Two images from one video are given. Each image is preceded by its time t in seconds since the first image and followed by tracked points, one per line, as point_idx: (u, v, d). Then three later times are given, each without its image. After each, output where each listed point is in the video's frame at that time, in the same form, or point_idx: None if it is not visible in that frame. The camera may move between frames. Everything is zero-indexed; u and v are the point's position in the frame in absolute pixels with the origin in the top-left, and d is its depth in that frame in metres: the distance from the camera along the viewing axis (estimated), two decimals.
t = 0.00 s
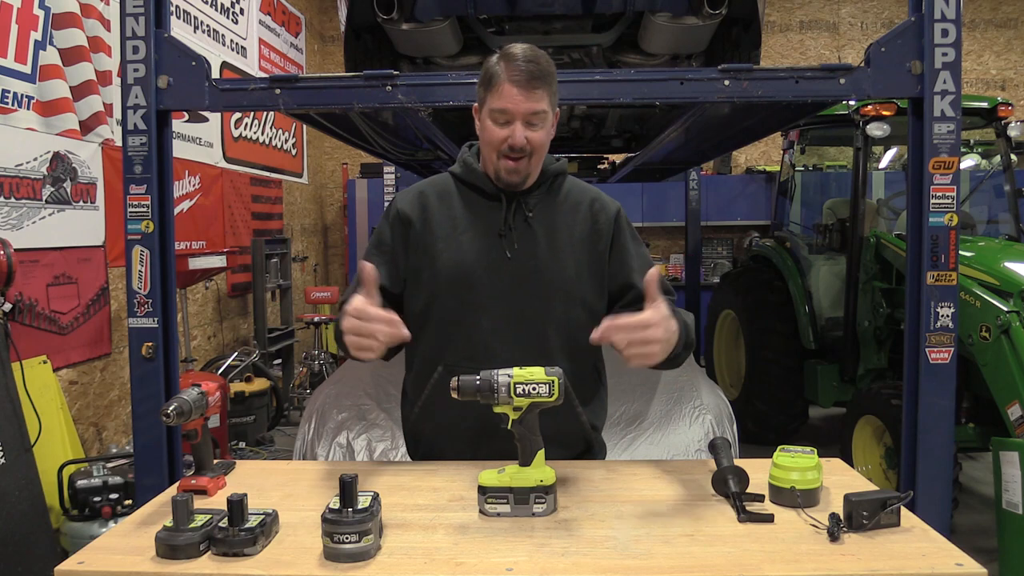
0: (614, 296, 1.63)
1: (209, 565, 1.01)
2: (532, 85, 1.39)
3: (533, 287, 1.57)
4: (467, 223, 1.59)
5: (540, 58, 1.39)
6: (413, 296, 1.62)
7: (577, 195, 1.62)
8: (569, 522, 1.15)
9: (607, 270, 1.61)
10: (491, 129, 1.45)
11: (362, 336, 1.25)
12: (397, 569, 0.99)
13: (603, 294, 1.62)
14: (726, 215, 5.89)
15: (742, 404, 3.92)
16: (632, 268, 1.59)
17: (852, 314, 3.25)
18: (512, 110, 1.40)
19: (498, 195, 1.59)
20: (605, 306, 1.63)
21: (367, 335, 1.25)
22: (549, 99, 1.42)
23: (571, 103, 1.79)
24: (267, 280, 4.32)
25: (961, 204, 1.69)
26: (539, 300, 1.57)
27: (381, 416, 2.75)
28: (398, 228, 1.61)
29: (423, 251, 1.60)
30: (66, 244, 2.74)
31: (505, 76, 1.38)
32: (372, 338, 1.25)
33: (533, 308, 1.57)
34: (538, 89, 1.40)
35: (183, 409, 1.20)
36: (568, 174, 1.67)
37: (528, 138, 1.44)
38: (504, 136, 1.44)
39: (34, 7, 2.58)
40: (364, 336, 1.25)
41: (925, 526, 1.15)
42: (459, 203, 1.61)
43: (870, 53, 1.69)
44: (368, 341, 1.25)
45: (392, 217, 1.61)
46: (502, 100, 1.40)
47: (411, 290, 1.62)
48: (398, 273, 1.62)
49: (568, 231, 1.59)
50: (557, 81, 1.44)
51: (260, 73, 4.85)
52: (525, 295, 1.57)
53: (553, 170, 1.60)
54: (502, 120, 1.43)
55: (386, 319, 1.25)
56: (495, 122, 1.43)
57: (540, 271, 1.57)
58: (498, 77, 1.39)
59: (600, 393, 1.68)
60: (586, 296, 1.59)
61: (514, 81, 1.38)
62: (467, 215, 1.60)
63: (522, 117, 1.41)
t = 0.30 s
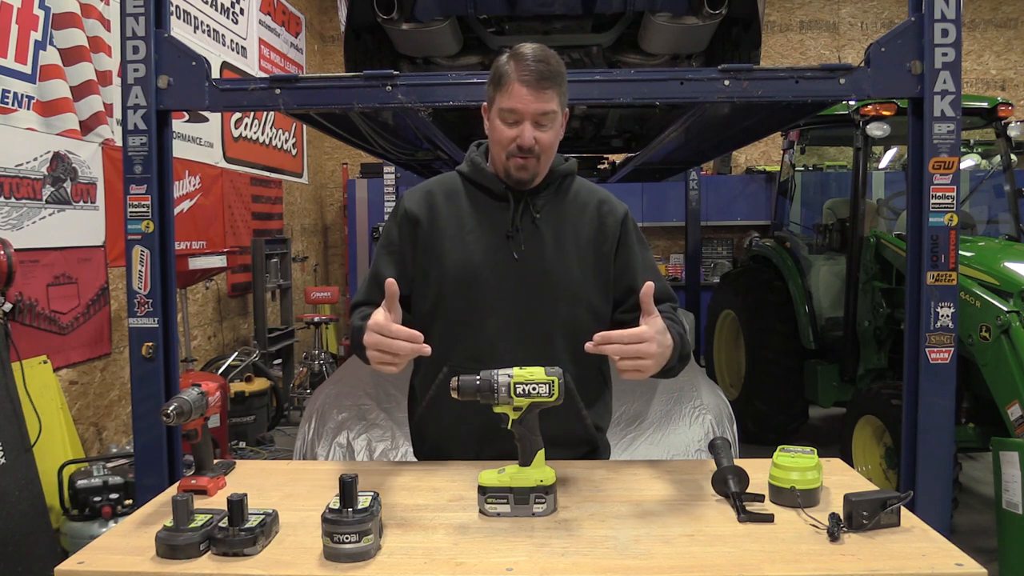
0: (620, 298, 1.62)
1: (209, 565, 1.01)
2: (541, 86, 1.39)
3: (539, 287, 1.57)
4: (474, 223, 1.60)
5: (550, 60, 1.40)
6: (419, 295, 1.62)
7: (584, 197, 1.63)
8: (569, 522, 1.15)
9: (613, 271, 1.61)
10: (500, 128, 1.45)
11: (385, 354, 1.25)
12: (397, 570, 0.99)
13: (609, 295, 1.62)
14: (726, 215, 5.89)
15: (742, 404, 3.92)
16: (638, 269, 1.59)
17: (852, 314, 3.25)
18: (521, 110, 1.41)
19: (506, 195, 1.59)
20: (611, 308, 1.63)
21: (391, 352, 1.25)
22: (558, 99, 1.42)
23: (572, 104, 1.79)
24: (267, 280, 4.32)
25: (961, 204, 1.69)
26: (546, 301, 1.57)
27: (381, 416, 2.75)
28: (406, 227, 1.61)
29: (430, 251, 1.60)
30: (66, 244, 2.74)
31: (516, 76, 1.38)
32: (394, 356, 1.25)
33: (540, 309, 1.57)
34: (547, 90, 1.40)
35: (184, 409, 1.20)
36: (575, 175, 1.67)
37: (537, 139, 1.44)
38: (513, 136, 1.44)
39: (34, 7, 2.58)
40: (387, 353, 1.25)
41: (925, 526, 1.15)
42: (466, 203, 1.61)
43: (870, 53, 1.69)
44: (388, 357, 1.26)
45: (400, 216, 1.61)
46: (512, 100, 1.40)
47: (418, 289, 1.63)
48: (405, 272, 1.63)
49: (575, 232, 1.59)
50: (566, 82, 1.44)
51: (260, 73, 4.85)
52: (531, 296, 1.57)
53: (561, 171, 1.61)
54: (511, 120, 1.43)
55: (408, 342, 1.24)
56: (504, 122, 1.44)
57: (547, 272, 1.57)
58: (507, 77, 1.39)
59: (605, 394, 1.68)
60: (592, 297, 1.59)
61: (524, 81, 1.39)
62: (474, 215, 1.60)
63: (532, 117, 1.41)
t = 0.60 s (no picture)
0: (622, 298, 1.62)
1: (209, 565, 1.01)
2: (544, 79, 1.40)
3: (541, 288, 1.57)
4: (477, 223, 1.59)
5: (552, 55, 1.41)
6: (421, 296, 1.62)
7: (587, 197, 1.62)
8: (569, 523, 1.15)
9: (615, 272, 1.61)
10: (502, 123, 1.45)
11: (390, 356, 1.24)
12: (397, 569, 0.99)
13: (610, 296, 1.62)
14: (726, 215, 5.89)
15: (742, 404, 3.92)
16: (639, 270, 1.59)
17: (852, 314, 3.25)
18: (523, 103, 1.41)
19: (508, 194, 1.59)
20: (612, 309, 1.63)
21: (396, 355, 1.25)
22: (560, 93, 1.43)
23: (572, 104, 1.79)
24: (267, 280, 4.32)
25: (961, 204, 1.69)
26: (548, 302, 1.57)
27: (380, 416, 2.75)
28: (408, 227, 1.61)
29: (432, 251, 1.60)
30: (66, 244, 2.74)
31: (518, 69, 1.39)
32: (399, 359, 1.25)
33: (541, 309, 1.57)
34: (550, 83, 1.41)
35: (184, 409, 1.20)
36: (578, 176, 1.67)
37: (539, 132, 1.44)
38: (515, 130, 1.44)
39: (34, 6, 2.58)
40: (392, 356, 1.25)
41: (925, 526, 1.15)
42: (469, 203, 1.61)
43: (870, 54, 1.69)
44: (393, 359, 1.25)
45: (403, 216, 1.61)
46: (514, 93, 1.41)
47: (420, 289, 1.63)
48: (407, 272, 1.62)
49: (577, 232, 1.59)
50: (569, 77, 1.45)
51: (260, 73, 4.85)
52: (533, 296, 1.57)
53: (564, 172, 1.61)
54: (513, 113, 1.43)
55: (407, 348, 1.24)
56: (507, 116, 1.44)
57: (549, 272, 1.57)
58: (510, 71, 1.40)
59: (606, 394, 1.67)
60: (594, 298, 1.59)
61: (526, 74, 1.39)
62: (477, 215, 1.60)
63: (534, 110, 1.42)
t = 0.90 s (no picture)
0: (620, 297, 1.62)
1: (209, 565, 1.01)
2: (538, 73, 1.41)
3: (540, 287, 1.57)
4: (475, 224, 1.60)
5: (545, 51, 1.42)
6: (419, 297, 1.61)
7: (586, 196, 1.62)
8: (569, 523, 1.15)
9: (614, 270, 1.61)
10: (499, 119, 1.45)
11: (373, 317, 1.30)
12: (397, 569, 0.99)
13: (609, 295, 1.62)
14: (726, 215, 5.89)
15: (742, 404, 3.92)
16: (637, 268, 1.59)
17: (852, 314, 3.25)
18: (519, 97, 1.42)
19: (507, 194, 1.59)
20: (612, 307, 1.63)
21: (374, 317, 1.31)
22: (555, 87, 1.44)
23: (572, 103, 1.79)
24: (267, 280, 4.32)
25: (961, 204, 1.69)
26: (546, 301, 1.57)
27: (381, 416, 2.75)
28: (406, 228, 1.61)
29: (431, 251, 1.60)
30: (66, 244, 2.74)
31: (513, 65, 1.40)
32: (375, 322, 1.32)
33: (540, 309, 1.57)
34: (544, 77, 1.41)
35: (184, 409, 1.20)
36: (576, 176, 1.67)
37: (537, 126, 1.44)
38: (513, 125, 1.44)
39: (34, 7, 2.58)
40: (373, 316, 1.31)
41: (925, 526, 1.15)
42: (467, 203, 1.61)
43: (870, 53, 1.69)
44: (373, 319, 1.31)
45: (400, 217, 1.61)
46: (511, 88, 1.42)
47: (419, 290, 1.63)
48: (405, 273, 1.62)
49: (576, 232, 1.59)
50: (562, 73, 1.46)
51: (260, 73, 4.85)
52: (531, 296, 1.57)
53: (562, 171, 1.61)
54: (510, 108, 1.44)
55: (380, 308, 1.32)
56: (504, 112, 1.44)
57: (548, 272, 1.57)
58: (504, 67, 1.41)
59: (606, 393, 1.67)
60: (593, 296, 1.59)
61: (520, 68, 1.40)
62: (475, 215, 1.60)
63: (531, 104, 1.42)
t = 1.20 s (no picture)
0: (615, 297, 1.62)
1: (208, 565, 1.01)
2: (527, 76, 1.41)
3: (536, 287, 1.57)
4: (470, 225, 1.60)
5: (535, 53, 1.42)
6: (416, 299, 1.61)
7: (580, 197, 1.63)
8: (569, 522, 1.15)
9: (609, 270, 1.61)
10: (489, 122, 1.45)
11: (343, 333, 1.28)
12: (396, 570, 0.99)
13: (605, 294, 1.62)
14: (726, 215, 5.89)
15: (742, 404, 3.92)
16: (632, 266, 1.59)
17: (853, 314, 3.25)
18: (508, 101, 1.41)
19: (501, 195, 1.59)
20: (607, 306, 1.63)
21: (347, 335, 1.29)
22: (545, 89, 1.43)
23: (572, 103, 1.79)
24: (267, 280, 4.32)
25: (961, 204, 1.69)
26: (543, 301, 1.57)
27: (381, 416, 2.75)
28: (401, 230, 1.61)
29: (426, 253, 1.60)
30: (66, 244, 2.74)
31: (502, 69, 1.40)
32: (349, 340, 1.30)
33: (536, 309, 1.57)
34: (533, 80, 1.41)
35: (184, 409, 1.20)
36: (569, 176, 1.67)
37: (527, 129, 1.44)
38: (502, 129, 1.44)
39: (34, 6, 2.58)
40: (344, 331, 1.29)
41: (926, 526, 1.15)
42: (462, 205, 1.61)
43: (870, 53, 1.69)
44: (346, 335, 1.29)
45: (395, 219, 1.61)
46: (499, 93, 1.41)
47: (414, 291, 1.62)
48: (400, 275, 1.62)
49: (571, 231, 1.59)
50: (552, 75, 1.46)
51: (260, 73, 4.85)
52: (528, 296, 1.57)
53: (555, 172, 1.61)
54: (499, 112, 1.43)
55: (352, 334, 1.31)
56: (493, 115, 1.44)
57: (544, 272, 1.57)
58: (493, 71, 1.41)
59: (603, 392, 1.67)
60: (589, 296, 1.59)
61: (509, 72, 1.40)
62: (470, 216, 1.60)
63: (520, 108, 1.42)
